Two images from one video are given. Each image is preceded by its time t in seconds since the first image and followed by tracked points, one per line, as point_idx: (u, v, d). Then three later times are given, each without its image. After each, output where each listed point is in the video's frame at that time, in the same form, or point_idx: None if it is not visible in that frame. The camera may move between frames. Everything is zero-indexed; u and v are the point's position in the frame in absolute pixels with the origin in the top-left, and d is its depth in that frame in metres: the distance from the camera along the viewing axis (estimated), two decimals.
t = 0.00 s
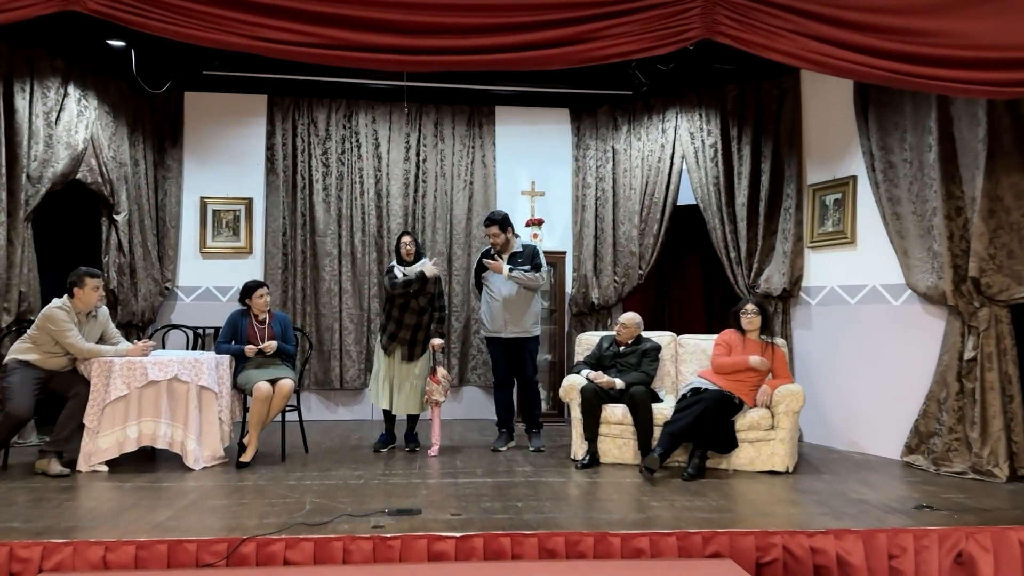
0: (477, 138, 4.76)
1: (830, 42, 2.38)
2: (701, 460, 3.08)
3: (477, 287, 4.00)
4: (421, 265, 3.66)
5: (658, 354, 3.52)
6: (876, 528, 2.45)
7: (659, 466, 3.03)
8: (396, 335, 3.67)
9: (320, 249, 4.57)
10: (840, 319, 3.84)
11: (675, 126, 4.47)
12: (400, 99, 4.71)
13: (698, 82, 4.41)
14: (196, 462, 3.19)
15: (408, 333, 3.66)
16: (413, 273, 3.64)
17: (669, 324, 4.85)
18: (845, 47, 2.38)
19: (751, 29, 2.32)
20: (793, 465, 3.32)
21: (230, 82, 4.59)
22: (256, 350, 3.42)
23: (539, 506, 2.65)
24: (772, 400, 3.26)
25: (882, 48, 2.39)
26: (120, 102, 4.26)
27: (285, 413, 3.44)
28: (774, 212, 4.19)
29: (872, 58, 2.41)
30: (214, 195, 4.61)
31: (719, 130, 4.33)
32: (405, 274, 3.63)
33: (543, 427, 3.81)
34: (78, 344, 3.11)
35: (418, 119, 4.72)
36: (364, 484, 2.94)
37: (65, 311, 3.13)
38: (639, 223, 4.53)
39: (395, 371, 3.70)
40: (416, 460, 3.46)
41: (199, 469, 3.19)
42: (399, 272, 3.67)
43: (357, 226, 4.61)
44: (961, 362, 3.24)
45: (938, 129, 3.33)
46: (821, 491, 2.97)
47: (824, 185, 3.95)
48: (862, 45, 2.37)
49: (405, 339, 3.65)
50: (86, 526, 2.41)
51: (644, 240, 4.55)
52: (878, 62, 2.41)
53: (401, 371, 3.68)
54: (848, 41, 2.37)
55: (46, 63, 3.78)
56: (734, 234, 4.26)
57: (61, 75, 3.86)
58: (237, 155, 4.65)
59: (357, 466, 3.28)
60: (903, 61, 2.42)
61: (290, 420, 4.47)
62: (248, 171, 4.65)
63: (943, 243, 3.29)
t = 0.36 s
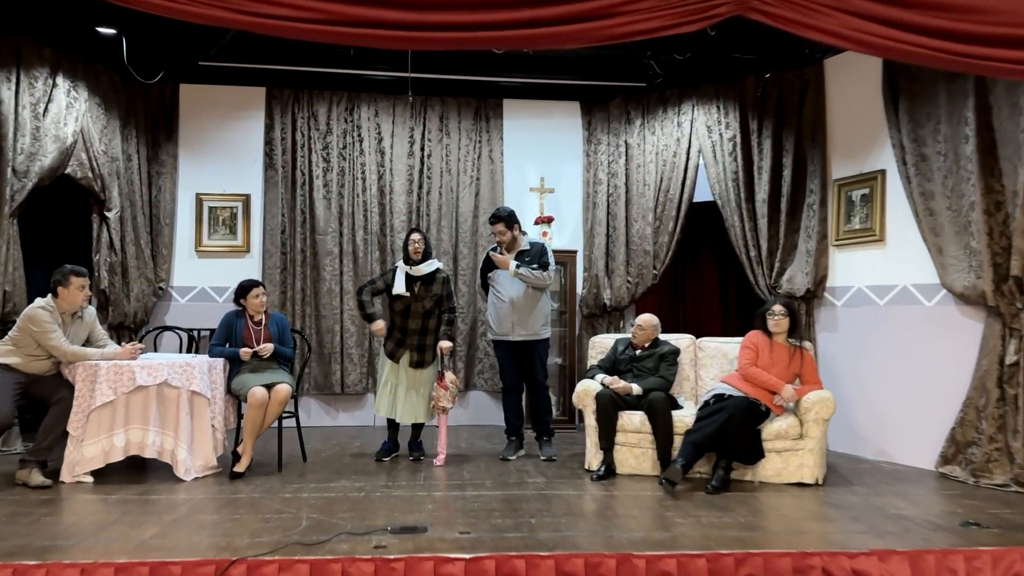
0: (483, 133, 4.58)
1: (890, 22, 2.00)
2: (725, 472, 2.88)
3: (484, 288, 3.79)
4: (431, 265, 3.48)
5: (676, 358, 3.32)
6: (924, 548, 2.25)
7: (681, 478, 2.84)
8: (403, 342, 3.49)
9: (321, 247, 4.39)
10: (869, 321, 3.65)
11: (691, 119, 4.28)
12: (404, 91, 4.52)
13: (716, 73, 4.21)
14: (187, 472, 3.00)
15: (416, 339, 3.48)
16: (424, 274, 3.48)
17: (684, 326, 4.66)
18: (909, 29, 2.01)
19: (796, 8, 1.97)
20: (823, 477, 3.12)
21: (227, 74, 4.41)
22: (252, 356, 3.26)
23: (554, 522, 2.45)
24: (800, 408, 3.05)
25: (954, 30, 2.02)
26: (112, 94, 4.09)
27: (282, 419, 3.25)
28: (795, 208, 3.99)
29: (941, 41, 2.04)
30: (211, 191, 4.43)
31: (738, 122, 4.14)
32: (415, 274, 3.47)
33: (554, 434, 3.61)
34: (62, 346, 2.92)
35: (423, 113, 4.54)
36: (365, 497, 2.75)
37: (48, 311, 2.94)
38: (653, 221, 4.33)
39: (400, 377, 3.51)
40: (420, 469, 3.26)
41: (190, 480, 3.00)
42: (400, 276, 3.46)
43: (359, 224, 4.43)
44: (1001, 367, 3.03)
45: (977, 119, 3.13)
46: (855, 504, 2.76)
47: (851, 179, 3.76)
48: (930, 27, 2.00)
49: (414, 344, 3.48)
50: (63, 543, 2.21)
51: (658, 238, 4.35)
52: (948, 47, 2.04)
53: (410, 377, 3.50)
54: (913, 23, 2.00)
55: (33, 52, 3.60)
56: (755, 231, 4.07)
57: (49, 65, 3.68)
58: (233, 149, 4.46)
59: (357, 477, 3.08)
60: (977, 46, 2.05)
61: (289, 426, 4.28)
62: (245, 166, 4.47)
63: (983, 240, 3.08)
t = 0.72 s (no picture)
0: (492, 126, 4.40)
1: None
2: (753, 482, 2.69)
3: (490, 287, 3.58)
4: (432, 261, 3.29)
5: (698, 361, 3.13)
6: (981, 568, 2.04)
7: (707, 489, 2.64)
8: (404, 342, 3.31)
9: (323, 245, 4.21)
10: (899, 321, 3.46)
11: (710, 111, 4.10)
12: (410, 83, 4.35)
13: (735, 62, 4.03)
14: (180, 481, 2.82)
15: (416, 338, 3.30)
16: (426, 269, 3.29)
17: (700, 327, 4.47)
18: None
19: None
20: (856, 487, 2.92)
21: (226, 65, 4.25)
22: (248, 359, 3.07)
23: (573, 537, 2.26)
24: (831, 414, 2.86)
25: None
26: (105, 85, 3.92)
27: (281, 425, 3.07)
28: (820, 203, 3.81)
29: None
30: (208, 187, 4.26)
31: (760, 114, 3.95)
32: (414, 271, 3.29)
33: (568, 441, 3.42)
34: (46, 347, 2.75)
35: (429, 105, 4.36)
36: (368, 508, 2.56)
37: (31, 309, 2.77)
38: (669, 217, 4.14)
39: (404, 381, 3.31)
40: (427, 478, 3.08)
41: (182, 489, 2.82)
42: (400, 270, 3.31)
43: (362, 220, 4.25)
44: None
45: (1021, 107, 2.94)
46: (895, 518, 2.57)
47: (880, 172, 3.58)
48: None
49: (414, 345, 3.30)
50: (40, 561, 2.03)
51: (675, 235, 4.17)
52: None
53: (413, 380, 3.29)
54: None
55: (21, 39, 3.43)
56: (777, 227, 3.89)
57: (38, 54, 3.51)
58: (232, 143, 4.29)
59: (360, 486, 2.89)
60: None
61: (289, 432, 4.10)
62: (244, 160, 4.29)
63: None
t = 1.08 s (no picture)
0: (503, 115, 4.22)
1: None
2: (789, 490, 2.51)
3: (504, 281, 3.38)
4: (431, 254, 3.08)
5: (726, 360, 2.95)
6: None
7: (742, 497, 2.45)
8: (407, 340, 3.11)
9: (328, 239, 4.04)
10: (937, 318, 3.27)
11: (733, 99, 3.92)
12: (419, 70, 4.18)
13: (760, 47, 3.88)
14: (176, 487, 2.64)
15: (420, 336, 3.09)
16: (426, 263, 3.08)
17: (721, 324, 4.29)
18: None
19: None
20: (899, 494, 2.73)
21: (228, 52, 4.08)
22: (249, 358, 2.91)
23: (602, 550, 2.07)
24: (871, 416, 2.68)
25: None
26: (101, 71, 3.76)
27: (284, 427, 2.89)
28: (851, 194, 3.63)
29: None
30: (209, 178, 4.09)
31: (786, 101, 3.78)
32: (412, 264, 3.08)
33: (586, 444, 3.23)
34: (34, 343, 2.58)
35: (439, 94, 4.19)
36: (377, 517, 2.38)
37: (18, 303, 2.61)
38: (690, 210, 3.97)
39: (408, 381, 3.10)
40: (439, 483, 2.90)
41: (179, 496, 2.64)
42: (398, 266, 3.09)
43: (370, 213, 4.08)
44: None
45: None
46: (948, 529, 2.37)
47: (916, 161, 3.40)
48: None
49: (417, 343, 3.09)
50: None
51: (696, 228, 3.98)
52: None
53: (417, 380, 3.08)
54: None
55: (13, 21, 3.26)
56: (805, 220, 3.71)
57: (31, 38, 3.35)
58: (233, 133, 4.13)
59: (368, 492, 2.71)
60: None
61: (293, 434, 3.93)
62: (246, 150, 4.13)
63: None
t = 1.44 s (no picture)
0: (520, 105, 4.05)
1: None
2: (837, 501, 2.33)
3: (522, 277, 3.19)
4: (443, 248, 2.89)
5: (762, 361, 2.77)
6: None
7: (788, 510, 2.27)
8: (417, 340, 2.92)
9: (337, 233, 3.87)
10: (983, 315, 3.09)
11: (762, 86, 3.74)
12: (433, 58, 4.01)
13: (791, 32, 3.69)
14: (179, 496, 2.48)
15: (431, 336, 2.91)
16: (436, 258, 2.89)
17: (747, 323, 4.10)
18: None
19: None
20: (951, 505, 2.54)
21: (233, 38, 3.92)
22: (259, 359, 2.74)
23: (642, 568, 1.90)
24: (922, 421, 2.49)
25: None
26: (100, 57, 3.60)
27: (292, 431, 2.72)
28: (889, 186, 3.45)
29: None
30: (214, 169, 3.93)
31: (819, 88, 3.60)
32: (423, 260, 2.89)
33: (611, 449, 3.06)
34: (27, 341, 2.42)
35: (453, 82, 4.02)
36: (394, 529, 2.21)
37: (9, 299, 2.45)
38: (716, 203, 3.79)
39: (419, 383, 2.93)
40: (457, 491, 2.73)
41: (182, 505, 2.48)
42: (409, 261, 2.90)
43: (381, 207, 3.91)
44: None
45: None
46: (1012, 544, 2.19)
47: (961, 151, 3.21)
48: None
49: (429, 343, 2.90)
50: None
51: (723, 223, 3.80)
52: None
53: (428, 381, 2.90)
54: None
55: (9, 4, 3.09)
56: (839, 214, 3.53)
57: (27, 21, 3.18)
58: (238, 122, 3.96)
59: (382, 501, 2.54)
60: None
61: (301, 437, 3.76)
62: (252, 141, 3.96)
63: None
